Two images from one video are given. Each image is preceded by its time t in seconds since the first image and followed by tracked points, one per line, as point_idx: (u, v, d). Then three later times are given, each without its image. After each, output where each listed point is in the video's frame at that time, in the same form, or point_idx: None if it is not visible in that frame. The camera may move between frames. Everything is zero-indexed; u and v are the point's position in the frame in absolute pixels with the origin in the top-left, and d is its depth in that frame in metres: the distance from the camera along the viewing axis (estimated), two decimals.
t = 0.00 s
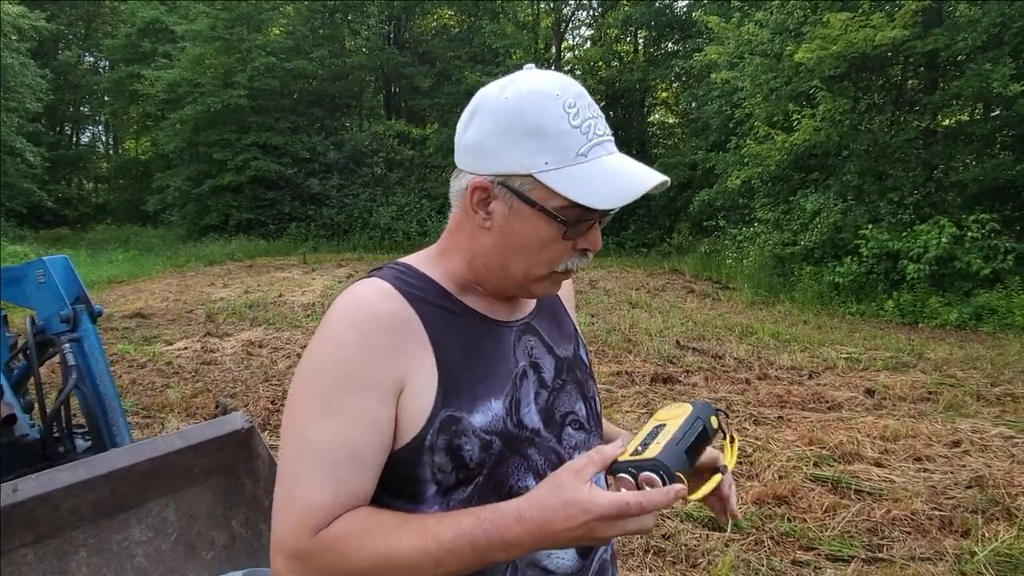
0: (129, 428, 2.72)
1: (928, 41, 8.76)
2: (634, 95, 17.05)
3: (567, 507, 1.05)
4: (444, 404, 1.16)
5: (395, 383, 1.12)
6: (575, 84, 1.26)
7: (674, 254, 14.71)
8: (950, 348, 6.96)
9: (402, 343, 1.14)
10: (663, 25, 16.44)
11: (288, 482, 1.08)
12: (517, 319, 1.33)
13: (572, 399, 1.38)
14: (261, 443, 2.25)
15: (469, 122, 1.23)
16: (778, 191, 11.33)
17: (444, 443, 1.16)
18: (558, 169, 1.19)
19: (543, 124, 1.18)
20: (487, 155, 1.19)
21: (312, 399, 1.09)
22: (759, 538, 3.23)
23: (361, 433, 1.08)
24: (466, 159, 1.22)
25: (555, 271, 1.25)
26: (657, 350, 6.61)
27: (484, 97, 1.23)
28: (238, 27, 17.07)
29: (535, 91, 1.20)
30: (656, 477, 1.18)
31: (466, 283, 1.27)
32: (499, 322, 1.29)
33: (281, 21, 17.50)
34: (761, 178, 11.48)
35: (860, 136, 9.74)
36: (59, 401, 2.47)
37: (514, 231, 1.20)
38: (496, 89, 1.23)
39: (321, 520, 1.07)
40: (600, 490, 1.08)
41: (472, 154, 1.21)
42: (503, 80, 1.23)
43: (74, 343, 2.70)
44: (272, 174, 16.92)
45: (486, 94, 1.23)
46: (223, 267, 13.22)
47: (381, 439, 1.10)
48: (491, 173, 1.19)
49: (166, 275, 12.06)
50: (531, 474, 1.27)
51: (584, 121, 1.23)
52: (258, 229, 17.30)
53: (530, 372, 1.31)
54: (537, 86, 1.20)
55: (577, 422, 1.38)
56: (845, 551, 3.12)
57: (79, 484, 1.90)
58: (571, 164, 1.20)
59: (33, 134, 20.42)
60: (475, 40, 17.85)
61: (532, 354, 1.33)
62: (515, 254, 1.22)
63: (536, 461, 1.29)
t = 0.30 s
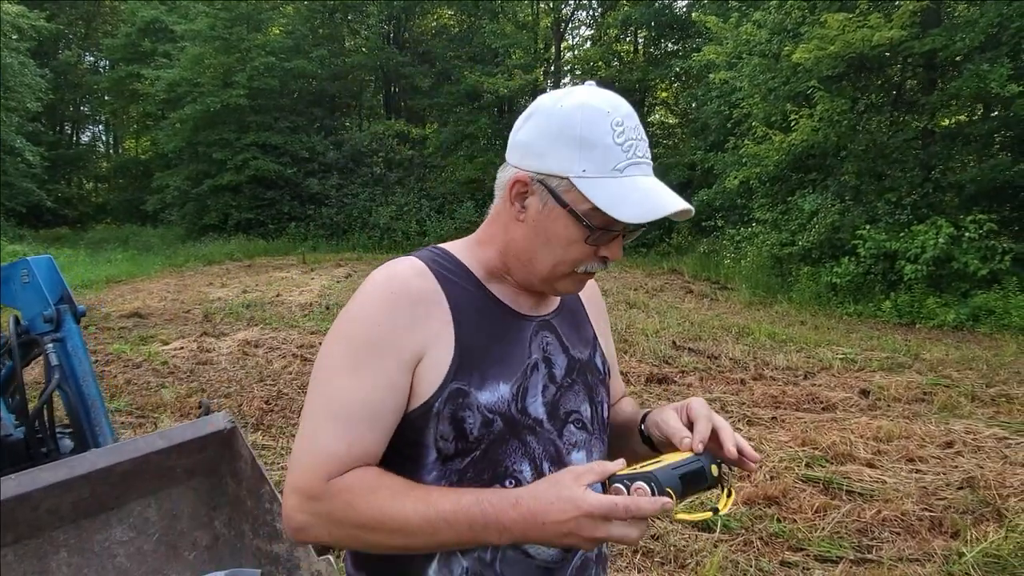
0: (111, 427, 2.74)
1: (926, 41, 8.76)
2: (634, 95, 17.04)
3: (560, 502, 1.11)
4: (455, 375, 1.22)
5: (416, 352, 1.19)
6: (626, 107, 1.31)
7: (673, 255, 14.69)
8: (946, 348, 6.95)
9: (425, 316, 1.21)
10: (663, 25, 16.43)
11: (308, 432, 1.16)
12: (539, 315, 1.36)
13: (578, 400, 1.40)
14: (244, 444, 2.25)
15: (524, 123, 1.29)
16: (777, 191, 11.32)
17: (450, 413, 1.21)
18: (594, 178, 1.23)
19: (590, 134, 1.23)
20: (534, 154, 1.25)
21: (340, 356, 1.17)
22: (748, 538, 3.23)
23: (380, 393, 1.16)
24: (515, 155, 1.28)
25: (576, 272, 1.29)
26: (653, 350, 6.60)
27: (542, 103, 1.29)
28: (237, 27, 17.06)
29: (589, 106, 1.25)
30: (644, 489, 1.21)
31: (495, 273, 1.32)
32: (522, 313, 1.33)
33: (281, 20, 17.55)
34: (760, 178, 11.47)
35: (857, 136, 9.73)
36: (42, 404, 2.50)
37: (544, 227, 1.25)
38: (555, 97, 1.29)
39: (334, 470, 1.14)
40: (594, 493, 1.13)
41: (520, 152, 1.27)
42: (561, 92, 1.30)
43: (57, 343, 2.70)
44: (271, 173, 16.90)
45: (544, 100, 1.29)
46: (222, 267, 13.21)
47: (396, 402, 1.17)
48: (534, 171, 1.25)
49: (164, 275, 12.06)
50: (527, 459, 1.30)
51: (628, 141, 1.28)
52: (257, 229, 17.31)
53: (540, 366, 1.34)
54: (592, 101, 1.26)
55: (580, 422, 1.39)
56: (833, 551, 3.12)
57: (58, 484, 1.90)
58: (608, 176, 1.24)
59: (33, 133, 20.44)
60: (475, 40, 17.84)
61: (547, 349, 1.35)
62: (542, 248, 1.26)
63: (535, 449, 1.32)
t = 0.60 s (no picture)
0: (113, 424, 2.78)
1: (945, 38, 8.63)
2: (649, 95, 17.01)
3: (522, 527, 1.06)
4: (410, 385, 1.16)
5: (365, 362, 1.13)
6: (579, 100, 1.28)
7: (688, 255, 14.61)
8: (965, 350, 6.85)
9: (375, 322, 1.15)
10: (679, 24, 16.39)
11: (245, 449, 1.08)
12: (493, 318, 1.33)
13: (540, 404, 1.36)
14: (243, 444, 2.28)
15: (473, 116, 1.26)
16: (793, 191, 11.23)
17: (407, 424, 1.15)
18: (543, 168, 1.20)
19: (539, 124, 1.20)
20: (484, 145, 1.22)
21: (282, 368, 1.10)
22: (756, 541, 3.19)
23: (325, 407, 1.09)
24: (464, 148, 1.25)
25: (524, 269, 1.25)
26: (666, 351, 6.55)
27: (493, 94, 1.26)
28: (254, 29, 17.22)
29: (539, 97, 1.22)
30: (612, 506, 1.12)
31: (446, 274, 1.28)
32: (477, 317, 1.30)
33: (297, 23, 17.74)
34: (776, 178, 11.37)
35: (875, 135, 9.60)
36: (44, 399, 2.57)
37: (492, 221, 1.22)
38: (507, 90, 1.26)
39: (274, 491, 1.07)
40: (556, 515, 1.08)
41: (471, 143, 1.24)
42: (512, 85, 1.27)
43: (61, 342, 2.80)
44: (287, 175, 16.99)
45: (496, 92, 1.26)
46: (239, 268, 13.30)
47: (343, 415, 1.11)
48: (482, 163, 1.22)
49: (181, 276, 12.15)
50: (491, 470, 1.25)
51: (579, 133, 1.25)
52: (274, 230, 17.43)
53: (501, 370, 1.29)
54: (543, 93, 1.23)
55: (543, 427, 1.35)
56: (844, 555, 3.07)
57: (58, 484, 1.88)
58: (557, 167, 1.21)
59: (53, 136, 20.71)
60: (489, 41, 17.87)
61: (505, 352, 1.31)
62: (489, 244, 1.23)
63: (499, 457, 1.26)
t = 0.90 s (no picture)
0: (149, 421, 2.89)
1: (995, 31, 8.37)
2: (688, 93, 16.83)
3: (500, 560, 1.06)
4: (383, 411, 1.14)
5: (332, 387, 1.10)
6: (548, 95, 1.26)
7: (728, 256, 14.41)
8: (1017, 353, 6.61)
9: (343, 344, 1.13)
10: (719, 22, 16.20)
11: (202, 485, 1.05)
12: (468, 326, 1.34)
13: (519, 411, 1.38)
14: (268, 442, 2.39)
15: (434, 112, 1.24)
16: (836, 190, 10.97)
17: (382, 452, 1.13)
18: (506, 172, 1.19)
19: (501, 123, 1.18)
20: (444, 146, 1.20)
21: (242, 395, 1.06)
22: (792, 546, 3.12)
23: (289, 438, 1.06)
24: (423, 149, 1.23)
25: (491, 279, 1.25)
26: (702, 352, 6.46)
27: (456, 87, 1.24)
28: (294, 35, 17.52)
29: (502, 92, 1.20)
30: (597, 539, 1.16)
31: (414, 285, 1.27)
32: (451, 326, 1.30)
33: (336, 28, 17.82)
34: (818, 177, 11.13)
35: (921, 132, 9.32)
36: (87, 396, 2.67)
37: (456, 231, 1.21)
38: (469, 84, 1.24)
39: (236, 531, 1.04)
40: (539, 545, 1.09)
41: (430, 143, 1.22)
42: (476, 75, 1.25)
43: (100, 341, 2.92)
44: (326, 177, 17.19)
45: (459, 85, 1.24)
46: (279, 269, 13.50)
47: (310, 445, 1.08)
48: (442, 166, 1.20)
49: (224, 277, 12.37)
50: (474, 486, 1.26)
51: (545, 132, 1.23)
52: (313, 232, 17.68)
53: (478, 380, 1.31)
54: (506, 87, 1.21)
55: (524, 435, 1.38)
56: (883, 562, 2.98)
57: (93, 477, 1.96)
58: (521, 171, 1.19)
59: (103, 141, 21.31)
60: (526, 42, 17.87)
61: (482, 361, 1.33)
62: (455, 254, 1.22)
63: (480, 472, 1.27)
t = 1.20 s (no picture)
0: (165, 420, 2.90)
1: None
2: (709, 91, 16.70)
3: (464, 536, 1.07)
4: (370, 397, 1.15)
5: (314, 360, 1.12)
6: (527, 90, 1.25)
7: (750, 254, 14.30)
8: None
9: (329, 320, 1.15)
10: (741, 18, 16.06)
11: (187, 448, 1.07)
12: (457, 316, 1.33)
13: (512, 401, 1.36)
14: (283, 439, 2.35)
15: (414, 114, 1.24)
16: (861, 187, 10.80)
17: (372, 438, 1.14)
18: (483, 171, 1.18)
19: (477, 124, 1.18)
20: (423, 147, 1.20)
21: (227, 368, 1.09)
22: (811, 548, 3.08)
23: (272, 405, 1.08)
24: (405, 148, 1.24)
25: (475, 279, 1.24)
26: (723, 351, 6.40)
27: (435, 85, 1.24)
28: (316, 36, 17.64)
29: (478, 88, 1.20)
30: (568, 522, 1.15)
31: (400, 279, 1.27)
32: (439, 318, 1.29)
33: (358, 28, 18.06)
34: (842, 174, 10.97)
35: (948, 128, 9.15)
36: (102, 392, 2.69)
37: (436, 230, 1.21)
38: (448, 83, 1.23)
39: (215, 491, 1.05)
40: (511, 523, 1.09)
41: (411, 142, 1.22)
42: (455, 72, 1.24)
43: (117, 339, 2.93)
44: (347, 178, 17.28)
45: (438, 83, 1.24)
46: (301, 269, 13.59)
47: (293, 417, 1.10)
48: (423, 164, 1.21)
49: (246, 277, 12.48)
50: (466, 474, 1.25)
51: (523, 128, 1.22)
52: (335, 232, 17.81)
53: (467, 371, 1.29)
54: (482, 86, 1.20)
55: (516, 425, 1.36)
56: (903, 565, 2.93)
57: (110, 473, 1.98)
58: (497, 170, 1.18)
59: (129, 143, 21.63)
60: (546, 41, 17.84)
61: (471, 351, 1.31)
62: (436, 253, 1.22)
63: (473, 461, 1.27)
